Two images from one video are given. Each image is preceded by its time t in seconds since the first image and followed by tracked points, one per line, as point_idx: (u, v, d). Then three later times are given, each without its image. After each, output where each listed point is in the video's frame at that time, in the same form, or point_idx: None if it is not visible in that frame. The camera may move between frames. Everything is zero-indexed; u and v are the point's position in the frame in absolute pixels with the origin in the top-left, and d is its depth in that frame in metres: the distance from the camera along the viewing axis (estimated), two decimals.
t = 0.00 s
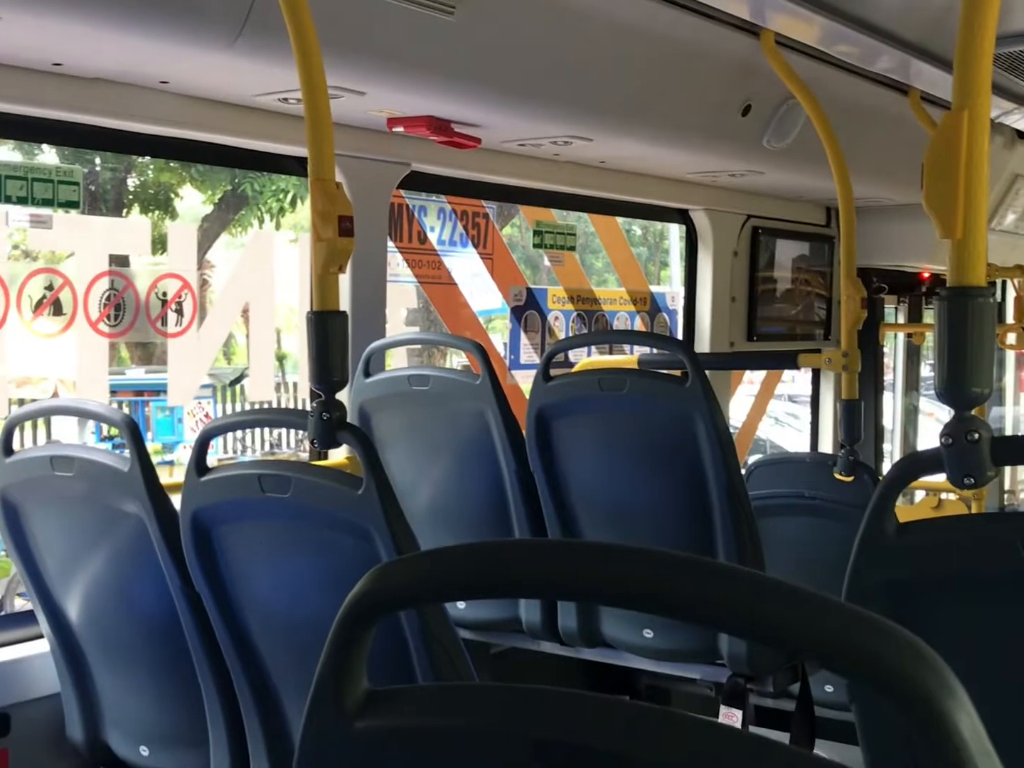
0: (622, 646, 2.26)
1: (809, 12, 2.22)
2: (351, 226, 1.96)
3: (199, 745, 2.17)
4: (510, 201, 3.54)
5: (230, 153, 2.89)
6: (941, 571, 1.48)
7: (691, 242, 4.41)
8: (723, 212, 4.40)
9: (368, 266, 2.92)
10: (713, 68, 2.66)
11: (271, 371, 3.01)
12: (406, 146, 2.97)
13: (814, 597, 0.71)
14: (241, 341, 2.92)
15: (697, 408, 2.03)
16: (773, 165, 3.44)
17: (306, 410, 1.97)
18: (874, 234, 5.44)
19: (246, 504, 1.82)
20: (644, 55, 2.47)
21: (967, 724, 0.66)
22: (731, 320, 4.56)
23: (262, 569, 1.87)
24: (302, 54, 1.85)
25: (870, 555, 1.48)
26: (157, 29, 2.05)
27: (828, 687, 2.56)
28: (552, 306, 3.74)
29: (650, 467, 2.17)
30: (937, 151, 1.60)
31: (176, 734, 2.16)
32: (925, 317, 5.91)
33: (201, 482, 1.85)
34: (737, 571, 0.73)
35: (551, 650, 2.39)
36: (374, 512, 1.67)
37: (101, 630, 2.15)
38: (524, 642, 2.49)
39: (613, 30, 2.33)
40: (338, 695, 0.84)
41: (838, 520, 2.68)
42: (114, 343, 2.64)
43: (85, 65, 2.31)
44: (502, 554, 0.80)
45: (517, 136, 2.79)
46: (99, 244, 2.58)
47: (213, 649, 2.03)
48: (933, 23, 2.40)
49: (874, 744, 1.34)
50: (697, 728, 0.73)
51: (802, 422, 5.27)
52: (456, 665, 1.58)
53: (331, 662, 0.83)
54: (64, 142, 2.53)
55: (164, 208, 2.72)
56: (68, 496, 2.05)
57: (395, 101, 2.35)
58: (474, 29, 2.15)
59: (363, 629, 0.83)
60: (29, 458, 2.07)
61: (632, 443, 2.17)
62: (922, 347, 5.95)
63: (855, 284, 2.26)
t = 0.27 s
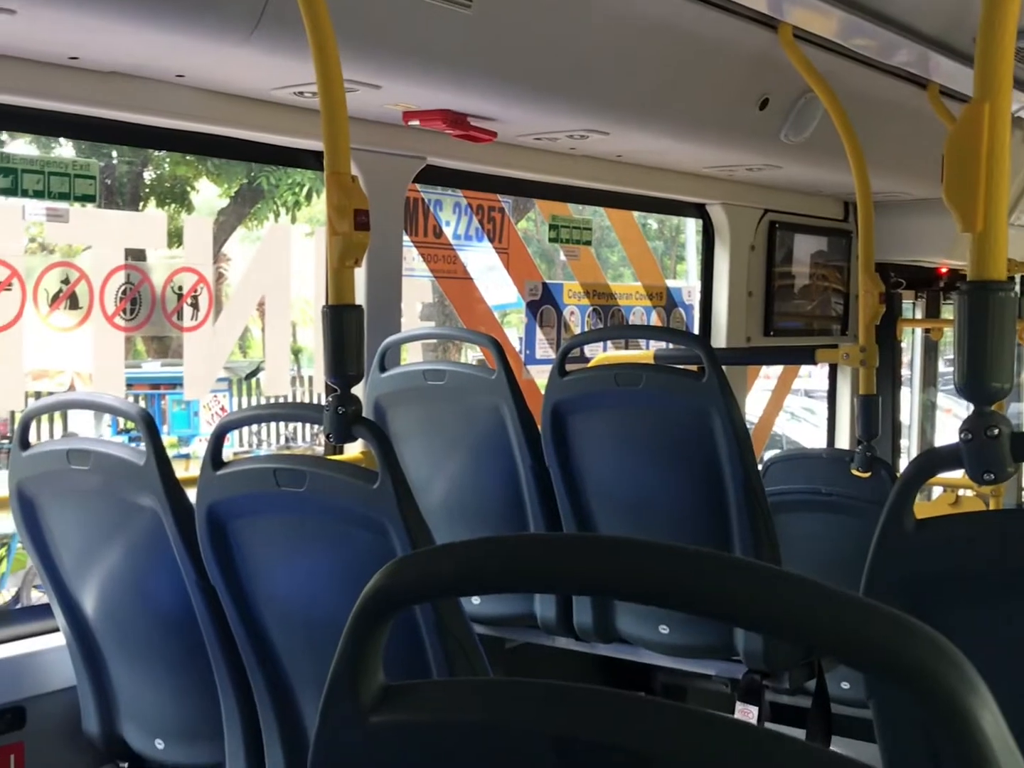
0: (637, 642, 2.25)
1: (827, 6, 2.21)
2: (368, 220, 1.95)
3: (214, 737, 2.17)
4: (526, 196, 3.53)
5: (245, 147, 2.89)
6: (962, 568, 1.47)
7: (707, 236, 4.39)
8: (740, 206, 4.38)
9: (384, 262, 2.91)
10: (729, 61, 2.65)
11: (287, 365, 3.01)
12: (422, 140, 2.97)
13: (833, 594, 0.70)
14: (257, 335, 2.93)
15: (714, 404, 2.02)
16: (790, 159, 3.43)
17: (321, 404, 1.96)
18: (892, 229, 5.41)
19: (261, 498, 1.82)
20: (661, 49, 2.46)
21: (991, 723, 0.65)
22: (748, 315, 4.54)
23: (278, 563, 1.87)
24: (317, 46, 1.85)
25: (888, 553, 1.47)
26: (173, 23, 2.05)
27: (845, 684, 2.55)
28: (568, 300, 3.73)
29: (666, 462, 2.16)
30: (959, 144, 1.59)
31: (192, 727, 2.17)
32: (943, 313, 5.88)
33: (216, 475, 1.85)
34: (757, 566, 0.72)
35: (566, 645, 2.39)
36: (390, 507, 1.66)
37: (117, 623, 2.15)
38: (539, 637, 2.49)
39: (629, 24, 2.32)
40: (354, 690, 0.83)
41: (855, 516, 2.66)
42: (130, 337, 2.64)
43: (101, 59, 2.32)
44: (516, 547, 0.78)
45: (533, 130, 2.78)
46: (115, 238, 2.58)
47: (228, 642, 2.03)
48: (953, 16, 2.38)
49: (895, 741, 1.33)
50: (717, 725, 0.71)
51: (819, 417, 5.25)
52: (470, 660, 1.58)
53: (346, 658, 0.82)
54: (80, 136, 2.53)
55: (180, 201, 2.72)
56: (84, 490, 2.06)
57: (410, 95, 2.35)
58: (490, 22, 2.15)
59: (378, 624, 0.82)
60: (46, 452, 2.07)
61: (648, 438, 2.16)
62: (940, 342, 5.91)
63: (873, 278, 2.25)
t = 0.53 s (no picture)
0: (650, 627, 2.25)
1: None
2: (382, 202, 1.95)
3: (227, 720, 2.17)
4: (540, 181, 3.52)
5: (258, 132, 2.89)
6: (983, 551, 1.46)
7: (720, 224, 4.38)
8: (754, 192, 4.36)
9: (397, 244, 2.91)
10: (745, 44, 2.62)
11: (300, 351, 3.01)
12: (436, 123, 2.96)
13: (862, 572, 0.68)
14: (269, 322, 2.92)
15: (729, 388, 2.01)
16: (805, 144, 3.41)
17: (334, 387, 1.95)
18: (907, 216, 5.39)
19: (275, 481, 1.81)
20: (676, 32, 2.45)
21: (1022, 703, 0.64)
22: (762, 301, 4.53)
23: (292, 545, 1.87)
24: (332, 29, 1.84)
25: (909, 534, 1.46)
26: (188, 4, 2.05)
27: (859, 670, 2.54)
28: (581, 286, 3.73)
29: (681, 447, 2.15)
30: (981, 125, 1.58)
31: (205, 710, 2.17)
32: (957, 300, 5.85)
33: (230, 457, 1.84)
34: (786, 545, 0.70)
35: (578, 630, 2.38)
36: (404, 489, 1.66)
37: (131, 606, 2.15)
38: (553, 622, 2.49)
39: (644, 6, 2.30)
40: (372, 669, 0.81)
41: (872, 501, 2.65)
42: (143, 321, 2.64)
43: (114, 40, 2.31)
44: (539, 527, 0.76)
45: (547, 113, 2.77)
46: (129, 221, 2.57)
47: (242, 625, 2.03)
48: None
49: (922, 720, 1.32)
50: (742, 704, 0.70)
51: (831, 406, 5.23)
52: (484, 643, 1.58)
53: (365, 634, 0.81)
54: (94, 119, 2.52)
55: (192, 188, 2.72)
56: (98, 472, 2.05)
57: (424, 77, 2.33)
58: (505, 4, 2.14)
59: (398, 602, 0.80)
60: (60, 434, 2.07)
61: (662, 423, 2.16)
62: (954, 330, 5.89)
63: (890, 264, 2.24)
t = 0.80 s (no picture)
0: (653, 613, 2.24)
1: None
2: (386, 187, 1.94)
3: (230, 707, 2.17)
4: (546, 167, 3.51)
5: (262, 117, 2.88)
6: (988, 537, 1.45)
7: (726, 210, 4.36)
8: (760, 178, 4.34)
9: (402, 228, 2.90)
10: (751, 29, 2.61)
11: (304, 337, 3.01)
12: (440, 108, 2.95)
13: (862, 558, 0.68)
14: (274, 308, 2.92)
15: (733, 375, 2.00)
16: (811, 130, 3.39)
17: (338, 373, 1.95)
18: (913, 202, 5.36)
19: (278, 467, 1.81)
20: (682, 16, 2.43)
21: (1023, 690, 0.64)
22: (767, 288, 4.52)
23: (296, 530, 1.87)
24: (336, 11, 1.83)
25: (911, 519, 1.45)
26: None
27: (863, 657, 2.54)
28: (587, 272, 3.72)
29: (685, 434, 2.15)
30: (987, 110, 1.57)
31: (208, 695, 2.17)
32: (963, 287, 5.83)
33: (233, 443, 1.84)
34: (788, 531, 0.69)
35: (582, 616, 2.38)
36: (407, 475, 1.65)
37: (135, 591, 2.15)
38: (557, 608, 2.49)
39: None
40: (371, 655, 0.81)
41: (878, 487, 2.64)
42: (147, 308, 2.64)
43: (117, 24, 2.30)
44: (541, 516, 0.75)
45: (552, 98, 2.75)
46: (133, 206, 2.57)
47: (245, 610, 2.03)
48: None
49: (925, 703, 1.31)
50: (742, 692, 0.69)
51: (837, 393, 5.22)
52: (486, 628, 1.58)
53: (365, 619, 0.80)
54: (98, 104, 2.52)
55: (197, 175, 2.71)
56: (102, 457, 2.05)
57: (428, 61, 2.32)
58: None
59: (398, 587, 0.80)
60: (64, 419, 2.07)
61: (666, 410, 2.15)
62: (961, 317, 5.86)
63: (896, 249, 2.22)
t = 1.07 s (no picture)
0: (654, 605, 2.25)
1: None
2: (386, 179, 1.95)
3: (231, 698, 2.18)
4: (548, 158, 3.50)
5: (263, 108, 2.87)
6: (987, 529, 1.45)
7: (728, 201, 4.35)
8: (762, 169, 4.33)
9: (403, 218, 2.90)
10: (753, 19, 2.60)
11: (305, 329, 3.01)
12: (441, 99, 2.94)
13: (857, 551, 0.68)
14: (275, 299, 2.92)
15: (733, 367, 2.01)
16: (813, 121, 3.38)
17: (338, 366, 1.95)
18: (915, 193, 5.35)
19: (279, 459, 1.82)
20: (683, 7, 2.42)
21: (1017, 684, 0.63)
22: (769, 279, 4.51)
23: (297, 522, 1.88)
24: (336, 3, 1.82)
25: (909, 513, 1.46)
26: None
27: (862, 648, 2.54)
28: (588, 263, 3.72)
29: (685, 425, 2.15)
30: (988, 100, 1.57)
31: (209, 686, 2.18)
32: (965, 278, 5.82)
33: (234, 435, 1.85)
34: (785, 525, 0.70)
35: (583, 607, 2.39)
36: (407, 467, 1.66)
37: (136, 582, 2.16)
38: (557, 599, 2.49)
39: None
40: (369, 647, 0.81)
41: (878, 479, 2.64)
42: (149, 299, 2.64)
43: (118, 16, 2.30)
44: (542, 509, 0.76)
45: (553, 89, 2.75)
46: (134, 197, 2.58)
47: (247, 601, 2.04)
48: None
49: (922, 696, 1.31)
50: (739, 684, 0.70)
51: (838, 384, 5.22)
52: (486, 620, 1.58)
53: (364, 611, 0.80)
54: (99, 95, 2.52)
55: (198, 166, 2.71)
56: (103, 449, 2.06)
57: (429, 53, 2.32)
58: None
59: (396, 580, 0.80)
60: (65, 411, 2.08)
61: (667, 402, 2.15)
62: (963, 308, 5.86)
63: (897, 240, 2.22)
